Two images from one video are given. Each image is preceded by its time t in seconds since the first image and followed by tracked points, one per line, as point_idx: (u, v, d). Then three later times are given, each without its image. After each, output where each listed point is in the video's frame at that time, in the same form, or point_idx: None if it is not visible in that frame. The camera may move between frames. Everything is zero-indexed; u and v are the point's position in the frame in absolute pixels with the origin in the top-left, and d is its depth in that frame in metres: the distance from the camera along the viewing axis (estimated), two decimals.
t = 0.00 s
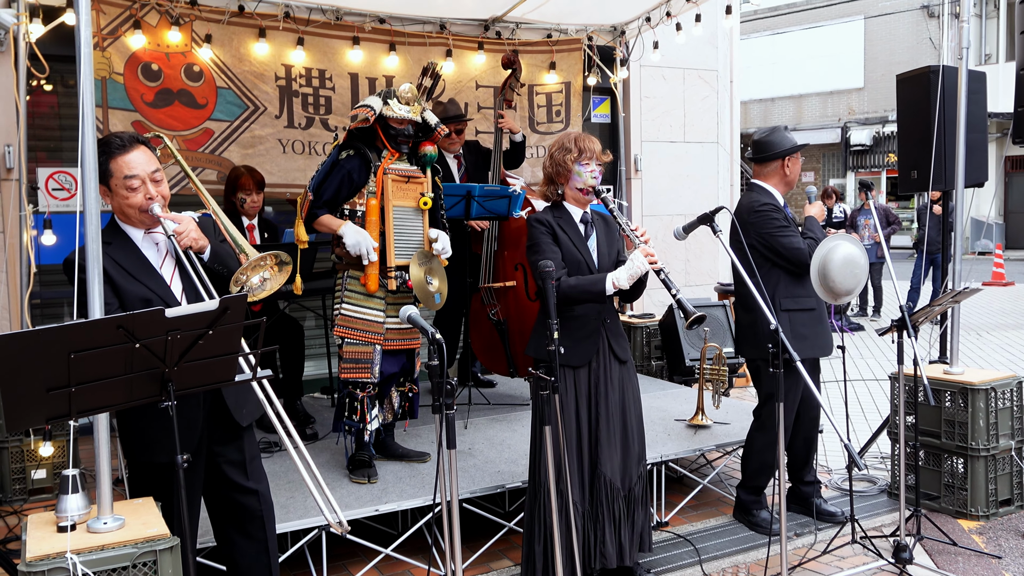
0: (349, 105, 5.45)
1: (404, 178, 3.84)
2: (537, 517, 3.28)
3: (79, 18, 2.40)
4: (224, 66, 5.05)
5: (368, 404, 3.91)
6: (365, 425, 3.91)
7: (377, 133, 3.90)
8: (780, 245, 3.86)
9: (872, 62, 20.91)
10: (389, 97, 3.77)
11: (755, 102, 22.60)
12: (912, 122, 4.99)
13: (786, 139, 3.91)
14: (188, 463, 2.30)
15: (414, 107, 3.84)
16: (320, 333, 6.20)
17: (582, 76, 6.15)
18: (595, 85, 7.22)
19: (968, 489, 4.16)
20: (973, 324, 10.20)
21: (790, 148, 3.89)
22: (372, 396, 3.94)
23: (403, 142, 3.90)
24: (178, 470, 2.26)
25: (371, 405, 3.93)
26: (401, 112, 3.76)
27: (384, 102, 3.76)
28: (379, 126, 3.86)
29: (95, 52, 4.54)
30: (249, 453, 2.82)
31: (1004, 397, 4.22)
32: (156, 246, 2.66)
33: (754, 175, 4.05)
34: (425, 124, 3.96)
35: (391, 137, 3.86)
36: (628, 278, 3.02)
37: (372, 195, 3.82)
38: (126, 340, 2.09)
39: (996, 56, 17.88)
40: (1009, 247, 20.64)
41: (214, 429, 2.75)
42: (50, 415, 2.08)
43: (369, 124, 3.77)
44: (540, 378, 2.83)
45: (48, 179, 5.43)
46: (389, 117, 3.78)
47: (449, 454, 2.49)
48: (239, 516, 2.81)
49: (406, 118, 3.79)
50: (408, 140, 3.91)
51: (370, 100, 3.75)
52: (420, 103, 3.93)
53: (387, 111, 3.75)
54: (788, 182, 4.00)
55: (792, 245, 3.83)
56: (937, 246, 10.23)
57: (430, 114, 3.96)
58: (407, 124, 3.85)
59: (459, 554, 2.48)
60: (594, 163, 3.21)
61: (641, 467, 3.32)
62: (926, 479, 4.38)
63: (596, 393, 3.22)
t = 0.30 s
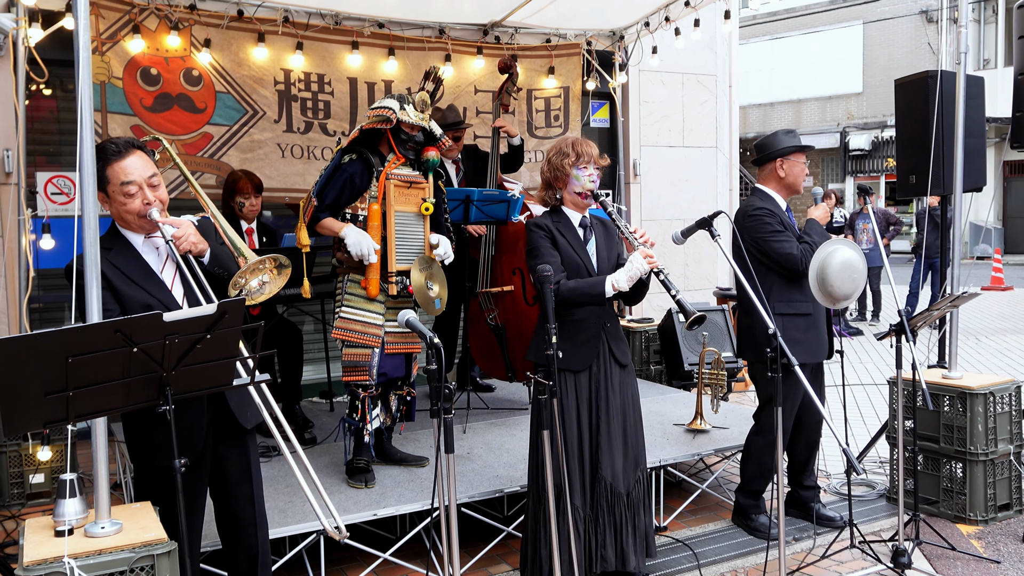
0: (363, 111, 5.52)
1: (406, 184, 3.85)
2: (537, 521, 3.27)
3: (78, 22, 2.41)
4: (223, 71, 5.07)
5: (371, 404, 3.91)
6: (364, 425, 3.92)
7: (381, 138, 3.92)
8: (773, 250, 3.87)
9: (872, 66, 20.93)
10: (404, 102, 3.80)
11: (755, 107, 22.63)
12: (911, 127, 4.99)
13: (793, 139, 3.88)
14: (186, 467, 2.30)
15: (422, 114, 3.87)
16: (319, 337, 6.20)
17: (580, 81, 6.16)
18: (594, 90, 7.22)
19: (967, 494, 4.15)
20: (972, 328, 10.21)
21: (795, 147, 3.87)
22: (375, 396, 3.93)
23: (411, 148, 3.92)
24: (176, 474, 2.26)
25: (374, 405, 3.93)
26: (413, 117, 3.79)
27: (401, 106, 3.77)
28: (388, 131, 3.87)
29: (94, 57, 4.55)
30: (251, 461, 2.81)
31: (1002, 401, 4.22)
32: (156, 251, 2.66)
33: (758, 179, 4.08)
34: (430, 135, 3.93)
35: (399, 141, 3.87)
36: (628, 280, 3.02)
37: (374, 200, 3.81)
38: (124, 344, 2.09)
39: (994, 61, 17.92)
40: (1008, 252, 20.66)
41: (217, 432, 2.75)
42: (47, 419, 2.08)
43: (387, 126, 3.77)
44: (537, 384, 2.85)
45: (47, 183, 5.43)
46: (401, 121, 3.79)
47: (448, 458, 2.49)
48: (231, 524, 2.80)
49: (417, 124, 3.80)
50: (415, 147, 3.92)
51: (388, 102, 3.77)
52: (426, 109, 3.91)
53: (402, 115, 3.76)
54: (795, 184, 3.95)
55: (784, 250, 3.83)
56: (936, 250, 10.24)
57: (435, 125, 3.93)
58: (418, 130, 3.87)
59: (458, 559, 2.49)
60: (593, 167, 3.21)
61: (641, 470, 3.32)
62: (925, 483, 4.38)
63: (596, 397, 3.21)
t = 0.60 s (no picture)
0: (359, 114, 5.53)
1: (406, 187, 3.84)
2: (537, 524, 3.27)
3: (77, 24, 2.42)
4: (221, 73, 5.07)
5: (369, 410, 3.92)
6: (364, 431, 3.92)
7: (382, 142, 3.92)
8: (755, 253, 3.90)
9: (870, 69, 20.95)
10: (408, 108, 3.80)
11: (754, 109, 22.65)
12: (909, 129, 5.00)
13: (790, 139, 3.88)
14: (185, 469, 2.30)
15: (420, 121, 3.86)
16: (317, 339, 6.19)
17: (579, 83, 6.17)
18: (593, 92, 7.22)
19: (965, 497, 4.16)
20: (970, 331, 10.23)
21: (790, 148, 3.87)
22: (373, 403, 3.94)
23: (411, 154, 3.94)
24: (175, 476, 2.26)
25: (372, 411, 3.94)
26: (416, 125, 3.81)
27: (407, 113, 3.79)
28: (391, 138, 3.89)
29: (93, 59, 4.54)
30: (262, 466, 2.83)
31: (1001, 404, 4.22)
32: (168, 253, 2.66)
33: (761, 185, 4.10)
34: (430, 141, 3.96)
35: (402, 147, 3.91)
36: (628, 281, 3.01)
37: (375, 202, 3.82)
38: (122, 347, 2.08)
39: (993, 64, 17.96)
40: (1007, 254, 20.67)
41: (229, 432, 2.75)
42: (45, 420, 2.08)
43: (393, 133, 3.77)
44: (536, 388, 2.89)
45: (46, 185, 5.42)
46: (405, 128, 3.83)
47: (446, 461, 2.50)
48: (241, 524, 2.81)
49: (421, 131, 3.84)
50: (418, 152, 3.94)
51: (394, 109, 3.77)
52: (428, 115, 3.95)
53: (408, 121, 3.79)
54: (789, 185, 3.98)
55: (762, 253, 3.87)
56: (933, 253, 10.26)
57: (435, 129, 3.96)
58: (420, 136, 3.91)
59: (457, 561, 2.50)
60: (590, 169, 3.22)
61: (642, 473, 3.31)
62: (923, 486, 4.38)
63: (595, 399, 3.21)
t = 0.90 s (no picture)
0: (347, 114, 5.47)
1: (403, 189, 3.88)
2: (535, 524, 3.28)
3: (76, 25, 2.43)
4: (221, 75, 5.08)
5: (368, 414, 3.89)
6: (363, 435, 3.90)
7: (376, 145, 3.93)
8: (747, 253, 3.95)
9: (870, 71, 20.97)
10: (394, 109, 3.76)
11: (753, 111, 22.67)
12: (908, 131, 5.00)
13: (792, 141, 3.90)
14: (183, 470, 2.30)
15: (412, 117, 3.86)
16: (317, 341, 6.20)
17: (578, 85, 6.17)
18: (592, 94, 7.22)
19: (964, 499, 4.15)
20: (969, 333, 10.24)
21: (792, 149, 3.89)
22: (372, 407, 3.92)
23: (405, 154, 3.94)
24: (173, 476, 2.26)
25: (371, 415, 3.92)
26: (404, 124, 3.78)
27: (391, 115, 3.74)
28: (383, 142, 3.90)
29: (93, 61, 4.56)
30: (269, 460, 2.84)
31: (1000, 406, 4.22)
32: (183, 253, 2.66)
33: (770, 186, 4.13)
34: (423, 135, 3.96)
35: (394, 149, 3.91)
36: (626, 285, 3.03)
37: (373, 206, 3.83)
38: (120, 347, 2.08)
39: (992, 66, 17.98)
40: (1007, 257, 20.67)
41: (240, 431, 2.76)
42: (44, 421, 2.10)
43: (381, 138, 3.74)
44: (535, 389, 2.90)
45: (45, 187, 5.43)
46: (394, 129, 3.79)
47: (444, 462, 2.50)
48: (247, 519, 2.83)
49: (410, 130, 3.81)
50: (411, 153, 3.95)
51: (378, 113, 3.72)
52: (416, 112, 3.92)
53: (394, 123, 3.75)
54: (791, 188, 3.98)
55: (753, 253, 3.91)
56: (932, 255, 10.27)
57: (427, 124, 3.95)
58: (410, 136, 3.89)
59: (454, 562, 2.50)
60: (588, 172, 3.22)
61: (640, 476, 3.31)
62: (922, 488, 4.38)
63: (593, 402, 3.21)
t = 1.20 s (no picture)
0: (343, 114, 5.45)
1: (398, 187, 3.90)
2: (534, 524, 3.28)
3: (75, 26, 2.42)
4: (221, 75, 5.08)
5: (363, 413, 3.86)
6: (360, 435, 3.88)
7: (366, 142, 3.91)
8: (747, 254, 3.97)
9: (870, 72, 20.97)
10: (377, 106, 3.79)
11: (753, 112, 22.67)
12: (907, 132, 5.00)
13: (816, 148, 3.82)
14: (182, 470, 2.30)
15: (399, 112, 3.88)
16: (316, 341, 6.20)
17: (578, 86, 6.16)
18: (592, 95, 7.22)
19: (964, 499, 4.15)
20: (969, 333, 10.24)
21: (814, 157, 3.81)
22: (367, 406, 3.89)
23: (395, 149, 3.92)
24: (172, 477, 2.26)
25: (366, 414, 3.89)
26: (390, 119, 3.79)
27: (374, 111, 3.77)
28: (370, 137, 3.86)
29: (92, 61, 4.56)
30: (277, 458, 2.83)
31: (1000, 407, 4.22)
32: (195, 254, 2.68)
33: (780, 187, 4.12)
34: (411, 127, 3.96)
35: (383, 146, 3.89)
36: (626, 289, 3.04)
37: (367, 204, 3.83)
38: (120, 347, 2.08)
39: (993, 67, 17.96)
40: (1007, 258, 20.67)
41: (247, 430, 2.75)
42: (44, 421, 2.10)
43: (364, 136, 3.75)
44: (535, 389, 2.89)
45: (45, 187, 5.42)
46: (379, 126, 3.80)
47: (444, 463, 2.50)
48: (256, 516, 2.83)
49: (396, 125, 3.81)
50: (399, 146, 3.92)
51: (360, 112, 3.76)
52: (402, 107, 3.94)
53: (377, 120, 3.77)
54: (804, 195, 3.95)
55: (752, 255, 3.94)
56: (932, 256, 10.27)
57: (414, 116, 3.97)
58: (397, 130, 3.87)
59: (453, 563, 2.49)
60: (589, 172, 3.22)
61: (640, 477, 3.30)
62: (921, 489, 4.38)
63: (593, 403, 3.20)
